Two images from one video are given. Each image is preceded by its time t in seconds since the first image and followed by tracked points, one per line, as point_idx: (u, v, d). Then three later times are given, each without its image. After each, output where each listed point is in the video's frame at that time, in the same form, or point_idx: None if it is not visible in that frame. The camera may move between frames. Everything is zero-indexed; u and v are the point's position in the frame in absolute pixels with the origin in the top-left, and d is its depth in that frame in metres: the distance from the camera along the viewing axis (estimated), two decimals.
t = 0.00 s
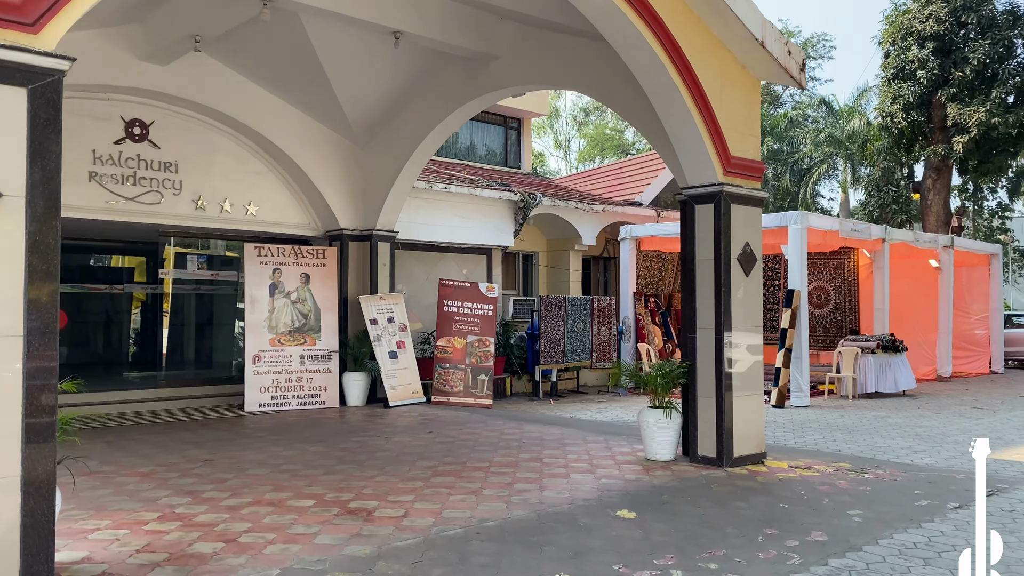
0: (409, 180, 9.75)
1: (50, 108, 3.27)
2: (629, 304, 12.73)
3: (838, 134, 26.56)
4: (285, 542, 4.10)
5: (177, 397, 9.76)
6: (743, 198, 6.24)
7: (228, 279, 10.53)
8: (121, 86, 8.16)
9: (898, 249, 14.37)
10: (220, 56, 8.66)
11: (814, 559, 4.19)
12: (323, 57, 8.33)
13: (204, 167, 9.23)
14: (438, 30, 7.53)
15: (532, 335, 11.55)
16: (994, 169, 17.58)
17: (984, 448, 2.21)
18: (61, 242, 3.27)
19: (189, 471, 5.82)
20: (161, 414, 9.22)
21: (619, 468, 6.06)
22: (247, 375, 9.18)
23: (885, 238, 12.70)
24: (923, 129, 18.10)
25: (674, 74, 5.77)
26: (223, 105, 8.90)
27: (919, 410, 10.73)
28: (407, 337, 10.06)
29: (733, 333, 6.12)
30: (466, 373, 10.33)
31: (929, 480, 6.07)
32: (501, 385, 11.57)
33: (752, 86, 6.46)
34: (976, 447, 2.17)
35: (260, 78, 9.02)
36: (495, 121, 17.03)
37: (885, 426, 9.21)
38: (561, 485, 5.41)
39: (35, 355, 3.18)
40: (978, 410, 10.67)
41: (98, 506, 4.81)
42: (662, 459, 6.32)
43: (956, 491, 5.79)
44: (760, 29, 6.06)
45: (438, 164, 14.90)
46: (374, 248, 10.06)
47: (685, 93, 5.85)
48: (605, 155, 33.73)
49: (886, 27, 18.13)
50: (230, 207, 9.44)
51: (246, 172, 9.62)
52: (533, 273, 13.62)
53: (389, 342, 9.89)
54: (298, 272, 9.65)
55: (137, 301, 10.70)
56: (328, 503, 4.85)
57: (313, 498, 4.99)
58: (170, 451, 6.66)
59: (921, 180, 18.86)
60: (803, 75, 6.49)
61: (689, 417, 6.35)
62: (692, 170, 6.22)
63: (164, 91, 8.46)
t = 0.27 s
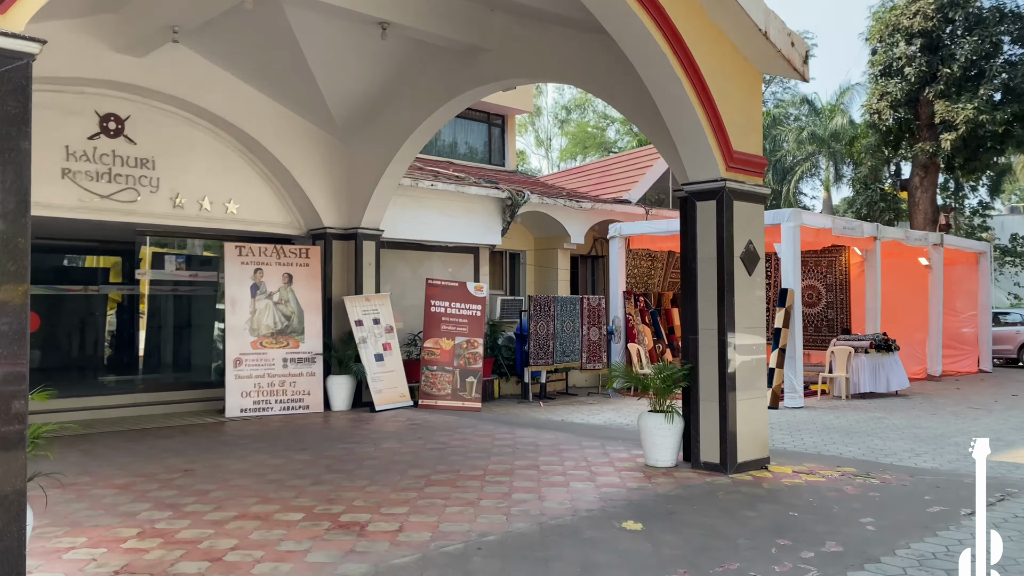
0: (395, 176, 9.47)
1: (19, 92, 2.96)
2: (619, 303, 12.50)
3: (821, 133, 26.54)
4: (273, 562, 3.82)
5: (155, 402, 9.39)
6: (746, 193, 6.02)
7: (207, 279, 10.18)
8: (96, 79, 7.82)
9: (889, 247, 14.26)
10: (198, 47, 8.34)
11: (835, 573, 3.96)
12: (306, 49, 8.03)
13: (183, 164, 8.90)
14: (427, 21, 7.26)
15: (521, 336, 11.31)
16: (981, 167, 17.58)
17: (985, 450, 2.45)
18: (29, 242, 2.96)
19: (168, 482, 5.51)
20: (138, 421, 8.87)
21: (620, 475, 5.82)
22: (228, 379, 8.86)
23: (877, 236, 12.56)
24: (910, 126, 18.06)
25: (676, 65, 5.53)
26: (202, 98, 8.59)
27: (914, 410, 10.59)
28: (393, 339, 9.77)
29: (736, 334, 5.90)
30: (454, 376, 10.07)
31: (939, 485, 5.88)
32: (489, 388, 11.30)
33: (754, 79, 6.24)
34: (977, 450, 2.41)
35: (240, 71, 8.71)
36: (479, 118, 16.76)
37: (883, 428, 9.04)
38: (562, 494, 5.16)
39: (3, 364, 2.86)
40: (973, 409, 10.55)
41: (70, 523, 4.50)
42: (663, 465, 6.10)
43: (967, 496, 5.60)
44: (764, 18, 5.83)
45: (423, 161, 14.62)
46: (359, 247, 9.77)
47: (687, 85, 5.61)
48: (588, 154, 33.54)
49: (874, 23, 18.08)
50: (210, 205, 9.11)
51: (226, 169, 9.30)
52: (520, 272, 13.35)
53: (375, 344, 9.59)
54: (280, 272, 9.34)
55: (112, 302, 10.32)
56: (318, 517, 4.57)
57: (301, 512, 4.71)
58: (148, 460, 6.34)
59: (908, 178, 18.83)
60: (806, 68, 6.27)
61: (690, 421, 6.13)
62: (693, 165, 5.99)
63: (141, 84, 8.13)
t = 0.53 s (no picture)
0: (386, 169, 9.25)
1: None
2: (612, 299, 12.31)
3: (807, 129, 26.49)
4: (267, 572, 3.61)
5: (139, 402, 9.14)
6: (751, 185, 5.86)
7: (192, 276, 9.97)
8: (75, 68, 7.56)
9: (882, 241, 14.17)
10: (182, 37, 8.09)
11: None
12: (294, 38, 7.81)
13: (166, 156, 8.64)
14: (420, 9, 7.05)
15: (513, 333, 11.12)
16: (970, 161, 17.54)
17: (985, 449, 2.28)
18: None
19: (154, 486, 5.28)
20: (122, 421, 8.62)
21: (623, 475, 5.65)
22: (215, 378, 8.62)
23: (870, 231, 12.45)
24: (899, 121, 18.00)
25: (681, 52, 5.35)
26: (185, 89, 8.34)
27: (910, 405, 10.49)
28: (384, 336, 9.56)
29: (741, 329, 5.74)
30: (446, 373, 9.88)
31: (949, 483, 5.74)
32: (482, 385, 11.13)
33: (758, 67, 6.08)
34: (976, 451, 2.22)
35: (225, 61, 8.47)
36: (467, 113, 16.53)
37: (882, 423, 8.93)
38: (566, 496, 4.98)
39: None
40: (969, 405, 10.46)
41: (51, 531, 4.27)
42: (667, 464, 5.93)
43: (980, 495, 5.46)
44: (770, 5, 5.67)
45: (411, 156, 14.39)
46: (348, 242, 9.55)
47: (692, 73, 5.44)
48: (574, 150, 33.37)
49: (863, 18, 17.99)
50: (195, 199, 8.86)
51: (212, 162, 9.05)
52: (511, 267, 13.18)
53: (365, 341, 9.38)
54: (268, 268, 9.11)
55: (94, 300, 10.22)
56: (313, 523, 4.36)
57: (295, 517, 4.50)
58: (132, 462, 6.11)
59: (897, 173, 18.78)
60: (811, 56, 6.13)
61: (694, 419, 5.96)
62: (697, 156, 5.83)
63: (123, 73, 7.88)
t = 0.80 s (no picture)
0: (376, 161, 8.99)
1: None
2: (605, 296, 12.09)
3: (795, 126, 26.40)
4: None
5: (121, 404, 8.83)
6: (758, 175, 5.66)
7: (177, 271, 9.60)
8: (52, 55, 7.25)
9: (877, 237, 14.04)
10: (164, 23, 7.80)
11: None
12: (280, 25, 7.54)
13: (148, 147, 8.34)
14: None
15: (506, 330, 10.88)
16: (963, 156, 17.46)
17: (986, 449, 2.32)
18: None
19: (135, 492, 5.02)
20: (102, 421, 8.32)
21: (627, 478, 5.43)
22: (199, 377, 8.34)
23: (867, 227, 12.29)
24: (892, 116, 17.90)
25: (689, 36, 5.14)
26: (167, 78, 8.05)
27: (908, 403, 10.34)
28: (375, 334, 9.31)
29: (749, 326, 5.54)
30: (438, 372, 9.64)
31: (963, 484, 5.55)
32: (474, 384, 10.89)
33: (765, 54, 5.88)
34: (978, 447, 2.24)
35: (209, 49, 8.19)
36: (455, 107, 16.26)
37: (883, 421, 8.76)
38: (570, 501, 4.76)
39: None
40: (968, 402, 10.32)
41: (24, 542, 4.00)
42: (672, 466, 5.72)
43: (997, 497, 5.27)
44: None
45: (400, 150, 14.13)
46: (337, 237, 9.28)
47: (699, 58, 5.22)
48: (561, 146, 33.16)
49: (855, 12, 17.86)
50: (178, 192, 8.57)
51: (196, 153, 8.76)
52: (503, 264, 12.94)
53: (355, 339, 9.11)
54: (254, 264, 8.83)
55: (75, 297, 9.76)
56: (304, 533, 4.11)
57: (286, 526, 4.25)
58: (112, 466, 5.83)
59: (889, 168, 18.68)
60: (819, 42, 5.93)
61: (700, 419, 5.75)
62: (703, 145, 5.62)
63: (102, 61, 7.58)
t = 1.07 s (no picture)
0: (369, 155, 8.74)
1: None
2: (601, 293, 11.88)
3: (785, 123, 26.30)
4: None
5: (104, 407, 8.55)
6: (769, 168, 5.46)
7: (163, 269, 9.32)
8: (31, 43, 6.96)
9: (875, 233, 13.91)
10: (149, 10, 7.52)
11: None
12: (270, 12, 7.28)
13: (133, 140, 8.06)
14: None
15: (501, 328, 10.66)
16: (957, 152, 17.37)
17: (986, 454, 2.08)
18: None
19: (120, 501, 4.76)
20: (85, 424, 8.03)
21: (635, 482, 5.22)
22: (187, 378, 8.08)
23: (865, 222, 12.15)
24: (886, 111, 17.78)
25: (700, 22, 4.93)
26: (152, 68, 7.77)
27: (909, 401, 10.20)
28: (367, 332, 9.06)
29: (761, 324, 5.34)
30: (433, 371, 9.41)
31: (981, 487, 5.37)
32: (468, 383, 10.68)
33: (775, 41, 5.68)
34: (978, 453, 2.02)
35: (196, 38, 7.91)
36: (445, 102, 15.98)
37: (886, 420, 8.60)
38: (579, 508, 4.54)
39: None
40: (969, 400, 10.19)
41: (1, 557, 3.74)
42: (680, 469, 5.52)
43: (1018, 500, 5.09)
44: None
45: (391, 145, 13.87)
46: (328, 233, 9.03)
47: (710, 44, 5.02)
48: (549, 143, 32.97)
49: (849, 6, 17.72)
50: (164, 186, 8.28)
51: (182, 146, 8.48)
52: (496, 260, 12.72)
53: (347, 338, 8.86)
54: (243, 261, 8.57)
55: (57, 296, 9.56)
56: (300, 545, 3.87)
57: (280, 537, 4.01)
58: (95, 472, 5.57)
59: (883, 164, 18.58)
60: (831, 30, 5.74)
61: (710, 420, 5.55)
62: (712, 136, 5.42)
63: (84, 49, 7.29)
